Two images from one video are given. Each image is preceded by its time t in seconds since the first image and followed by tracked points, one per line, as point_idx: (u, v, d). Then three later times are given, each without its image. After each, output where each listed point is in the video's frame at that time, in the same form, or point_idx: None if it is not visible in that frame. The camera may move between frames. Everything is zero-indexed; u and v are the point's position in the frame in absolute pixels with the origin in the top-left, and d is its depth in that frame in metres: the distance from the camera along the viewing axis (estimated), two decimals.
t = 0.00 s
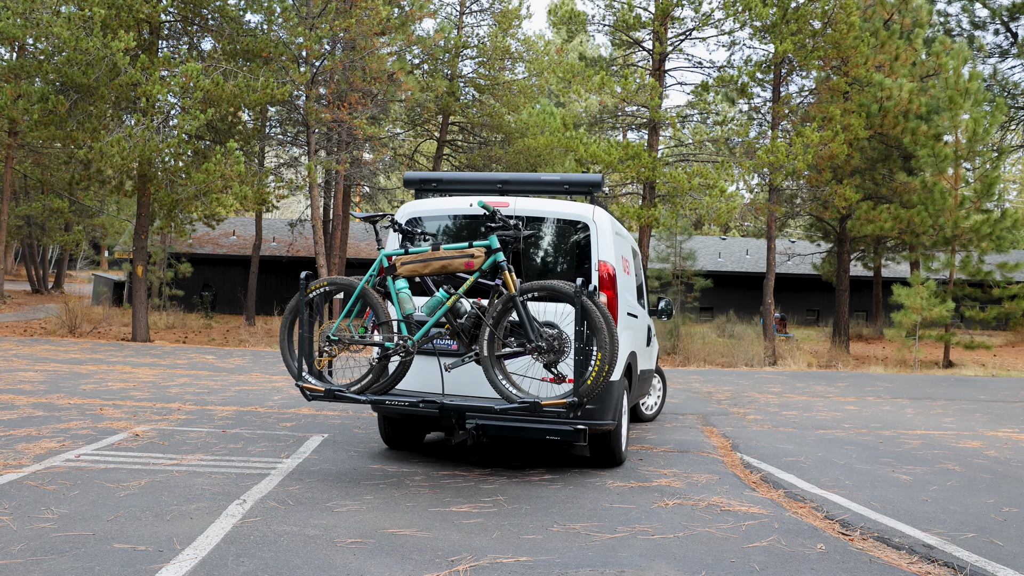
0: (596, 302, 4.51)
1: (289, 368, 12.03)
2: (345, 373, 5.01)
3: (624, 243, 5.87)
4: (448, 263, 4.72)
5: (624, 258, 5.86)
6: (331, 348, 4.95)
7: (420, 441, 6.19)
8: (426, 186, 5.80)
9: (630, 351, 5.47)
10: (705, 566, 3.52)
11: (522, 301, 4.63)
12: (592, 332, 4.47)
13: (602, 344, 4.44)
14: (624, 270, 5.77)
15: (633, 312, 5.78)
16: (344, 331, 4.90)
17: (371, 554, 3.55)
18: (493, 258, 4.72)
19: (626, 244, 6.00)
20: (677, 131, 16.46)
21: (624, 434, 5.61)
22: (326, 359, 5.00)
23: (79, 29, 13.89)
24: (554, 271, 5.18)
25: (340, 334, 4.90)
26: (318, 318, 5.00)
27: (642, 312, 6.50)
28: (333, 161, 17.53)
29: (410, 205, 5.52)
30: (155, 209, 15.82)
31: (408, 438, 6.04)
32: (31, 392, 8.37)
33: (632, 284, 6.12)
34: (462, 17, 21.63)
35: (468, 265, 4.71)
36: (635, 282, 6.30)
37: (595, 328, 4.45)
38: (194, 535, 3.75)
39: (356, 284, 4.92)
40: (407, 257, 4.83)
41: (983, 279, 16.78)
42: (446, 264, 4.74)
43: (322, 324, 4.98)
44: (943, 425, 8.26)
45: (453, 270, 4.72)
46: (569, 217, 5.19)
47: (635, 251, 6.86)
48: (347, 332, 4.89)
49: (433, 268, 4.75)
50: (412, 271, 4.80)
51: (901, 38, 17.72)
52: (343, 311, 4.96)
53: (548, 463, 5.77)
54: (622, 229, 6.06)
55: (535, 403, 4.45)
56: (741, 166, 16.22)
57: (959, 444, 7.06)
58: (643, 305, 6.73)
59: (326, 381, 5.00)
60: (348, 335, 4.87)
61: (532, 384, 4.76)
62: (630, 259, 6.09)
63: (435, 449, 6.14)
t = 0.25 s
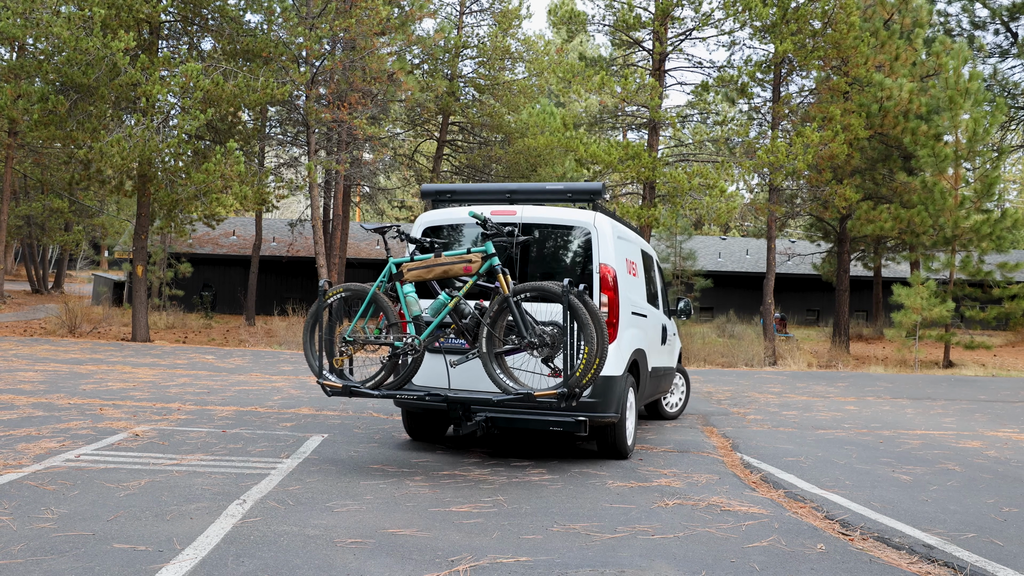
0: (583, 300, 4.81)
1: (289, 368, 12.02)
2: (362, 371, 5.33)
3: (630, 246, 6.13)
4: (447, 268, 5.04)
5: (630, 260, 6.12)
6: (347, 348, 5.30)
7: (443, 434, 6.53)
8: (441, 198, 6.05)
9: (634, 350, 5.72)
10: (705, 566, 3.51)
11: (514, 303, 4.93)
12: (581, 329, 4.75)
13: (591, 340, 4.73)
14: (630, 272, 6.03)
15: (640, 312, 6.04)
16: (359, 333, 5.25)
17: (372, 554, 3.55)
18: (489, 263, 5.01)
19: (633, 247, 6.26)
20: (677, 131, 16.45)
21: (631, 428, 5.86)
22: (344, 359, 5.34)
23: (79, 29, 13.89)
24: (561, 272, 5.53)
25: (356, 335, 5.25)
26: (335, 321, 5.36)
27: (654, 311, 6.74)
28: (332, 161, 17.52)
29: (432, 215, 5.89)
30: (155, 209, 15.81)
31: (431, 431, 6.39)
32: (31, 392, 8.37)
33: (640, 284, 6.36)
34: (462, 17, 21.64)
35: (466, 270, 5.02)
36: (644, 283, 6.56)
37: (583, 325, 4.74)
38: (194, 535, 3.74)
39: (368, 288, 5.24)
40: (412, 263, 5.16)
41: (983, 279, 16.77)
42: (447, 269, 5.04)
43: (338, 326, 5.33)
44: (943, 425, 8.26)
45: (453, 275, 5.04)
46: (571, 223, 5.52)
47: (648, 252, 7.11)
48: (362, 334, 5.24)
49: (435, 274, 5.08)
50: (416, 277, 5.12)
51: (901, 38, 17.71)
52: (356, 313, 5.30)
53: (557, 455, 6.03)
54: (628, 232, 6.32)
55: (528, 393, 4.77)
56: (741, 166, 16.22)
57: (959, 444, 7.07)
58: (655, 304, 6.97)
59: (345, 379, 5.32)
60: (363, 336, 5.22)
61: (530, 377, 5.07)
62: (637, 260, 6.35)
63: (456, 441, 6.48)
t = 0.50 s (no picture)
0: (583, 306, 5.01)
1: (289, 368, 12.02)
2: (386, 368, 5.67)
3: (643, 253, 6.35)
4: (459, 274, 5.31)
5: (643, 267, 6.33)
6: (371, 347, 5.66)
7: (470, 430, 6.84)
8: (463, 208, 6.40)
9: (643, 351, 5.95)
10: (705, 566, 3.51)
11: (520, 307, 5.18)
12: (579, 334, 4.95)
13: (588, 344, 4.93)
14: (642, 277, 6.24)
15: (652, 315, 6.25)
16: (381, 333, 5.58)
17: (372, 554, 3.55)
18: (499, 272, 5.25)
19: (647, 254, 6.46)
20: (677, 131, 16.45)
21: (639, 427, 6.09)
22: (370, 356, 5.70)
23: (79, 28, 13.89)
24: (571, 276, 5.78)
25: (378, 335, 5.59)
26: (359, 322, 5.70)
27: (670, 314, 6.94)
28: (332, 160, 17.50)
29: (455, 224, 6.30)
30: (155, 209, 15.80)
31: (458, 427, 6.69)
32: (31, 392, 8.36)
33: (654, 289, 6.57)
34: (462, 17, 21.64)
35: (476, 276, 5.29)
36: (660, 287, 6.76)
37: (581, 330, 4.94)
38: (194, 535, 3.74)
39: (388, 291, 5.53)
40: (429, 269, 5.44)
41: (983, 279, 16.76)
42: (458, 275, 5.31)
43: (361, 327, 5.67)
44: (943, 425, 8.26)
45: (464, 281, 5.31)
46: (583, 231, 5.76)
47: (669, 256, 7.28)
48: (384, 334, 5.57)
49: (448, 279, 5.36)
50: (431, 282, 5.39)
51: (901, 38, 17.70)
52: (378, 315, 5.62)
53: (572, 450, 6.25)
54: (642, 238, 6.53)
55: (530, 392, 5.04)
56: (741, 166, 16.22)
57: (960, 444, 7.06)
58: (674, 307, 7.17)
59: (370, 376, 5.68)
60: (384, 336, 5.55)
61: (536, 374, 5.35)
62: (651, 266, 6.56)
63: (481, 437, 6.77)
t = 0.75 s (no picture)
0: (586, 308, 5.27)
1: (289, 368, 12.01)
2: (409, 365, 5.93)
3: (657, 257, 6.58)
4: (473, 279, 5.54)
5: (657, 271, 6.57)
6: (393, 348, 5.89)
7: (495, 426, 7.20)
8: (485, 217, 6.95)
9: (654, 351, 6.19)
10: (705, 566, 3.51)
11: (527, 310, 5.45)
12: (580, 334, 5.21)
13: (588, 345, 5.18)
14: (655, 281, 6.49)
15: (664, 317, 6.49)
16: (403, 335, 5.81)
17: (372, 554, 3.54)
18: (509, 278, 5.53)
19: (661, 259, 6.70)
20: (677, 131, 16.45)
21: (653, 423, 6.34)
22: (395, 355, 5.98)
23: (79, 28, 13.89)
24: (583, 281, 6.08)
25: (400, 337, 5.82)
26: (383, 324, 5.95)
27: (687, 315, 7.15)
28: (332, 160, 17.51)
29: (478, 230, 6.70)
30: (155, 209, 15.80)
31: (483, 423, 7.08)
32: (31, 392, 8.36)
33: (669, 292, 6.80)
34: (462, 17, 21.65)
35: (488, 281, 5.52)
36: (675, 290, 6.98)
37: (582, 331, 5.20)
38: (194, 535, 3.74)
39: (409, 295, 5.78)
40: (445, 275, 5.68)
41: (983, 279, 16.75)
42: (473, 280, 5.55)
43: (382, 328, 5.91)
44: (943, 425, 8.26)
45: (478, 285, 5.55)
46: (595, 237, 6.04)
47: (687, 260, 7.49)
48: (405, 336, 5.79)
49: (462, 284, 5.58)
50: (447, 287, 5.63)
51: (901, 38, 17.69)
52: (400, 317, 5.88)
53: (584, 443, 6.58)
54: (657, 243, 6.76)
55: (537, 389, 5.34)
56: (741, 166, 16.23)
57: (960, 444, 7.06)
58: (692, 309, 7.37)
59: (394, 374, 5.94)
60: (406, 337, 5.78)
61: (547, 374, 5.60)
62: (666, 270, 6.79)
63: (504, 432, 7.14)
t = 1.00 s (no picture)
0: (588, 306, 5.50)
1: (289, 368, 12.01)
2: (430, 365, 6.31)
3: (669, 259, 6.88)
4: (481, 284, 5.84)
5: (668, 272, 6.87)
6: (415, 350, 6.26)
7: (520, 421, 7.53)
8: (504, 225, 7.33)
9: (665, 349, 6.52)
10: (705, 566, 3.51)
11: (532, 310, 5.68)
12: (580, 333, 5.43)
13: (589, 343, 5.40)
14: (667, 282, 6.79)
15: (676, 315, 6.80)
16: (424, 338, 6.18)
17: (372, 554, 3.54)
18: (511, 282, 5.75)
19: (674, 260, 6.98)
20: (677, 131, 16.44)
21: (666, 418, 6.68)
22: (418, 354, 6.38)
23: (79, 28, 13.89)
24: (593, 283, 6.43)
25: (421, 340, 6.20)
26: (406, 329, 6.34)
27: (703, 314, 7.41)
28: (332, 160, 17.52)
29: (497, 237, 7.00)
30: (154, 209, 15.80)
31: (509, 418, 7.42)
32: (31, 392, 8.36)
33: (683, 292, 7.09)
34: (462, 17, 21.67)
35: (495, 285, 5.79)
36: (690, 289, 7.27)
37: (582, 330, 5.42)
38: (194, 535, 3.74)
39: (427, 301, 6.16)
40: (458, 280, 6.03)
41: (983, 279, 16.75)
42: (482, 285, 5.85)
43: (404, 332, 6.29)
44: (943, 425, 8.26)
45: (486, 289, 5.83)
46: (603, 242, 6.41)
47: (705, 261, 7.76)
48: (426, 339, 6.17)
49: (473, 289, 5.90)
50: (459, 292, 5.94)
51: (901, 38, 17.69)
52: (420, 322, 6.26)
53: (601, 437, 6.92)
54: (670, 245, 7.06)
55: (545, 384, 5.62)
56: (741, 166, 16.23)
57: (959, 444, 7.06)
58: (709, 308, 7.64)
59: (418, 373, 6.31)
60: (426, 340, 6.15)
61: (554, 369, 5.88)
62: (680, 271, 7.08)
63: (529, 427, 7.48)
